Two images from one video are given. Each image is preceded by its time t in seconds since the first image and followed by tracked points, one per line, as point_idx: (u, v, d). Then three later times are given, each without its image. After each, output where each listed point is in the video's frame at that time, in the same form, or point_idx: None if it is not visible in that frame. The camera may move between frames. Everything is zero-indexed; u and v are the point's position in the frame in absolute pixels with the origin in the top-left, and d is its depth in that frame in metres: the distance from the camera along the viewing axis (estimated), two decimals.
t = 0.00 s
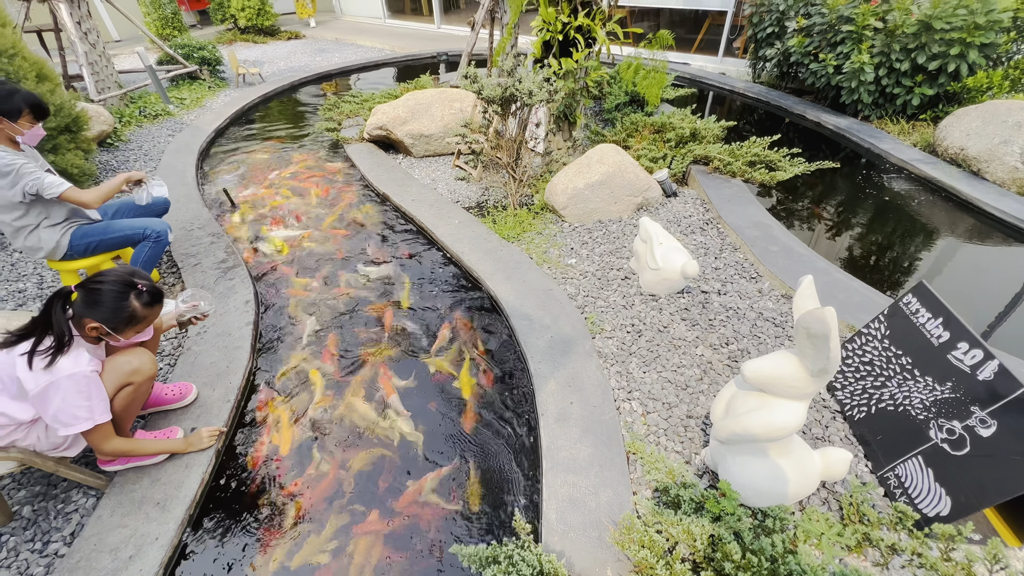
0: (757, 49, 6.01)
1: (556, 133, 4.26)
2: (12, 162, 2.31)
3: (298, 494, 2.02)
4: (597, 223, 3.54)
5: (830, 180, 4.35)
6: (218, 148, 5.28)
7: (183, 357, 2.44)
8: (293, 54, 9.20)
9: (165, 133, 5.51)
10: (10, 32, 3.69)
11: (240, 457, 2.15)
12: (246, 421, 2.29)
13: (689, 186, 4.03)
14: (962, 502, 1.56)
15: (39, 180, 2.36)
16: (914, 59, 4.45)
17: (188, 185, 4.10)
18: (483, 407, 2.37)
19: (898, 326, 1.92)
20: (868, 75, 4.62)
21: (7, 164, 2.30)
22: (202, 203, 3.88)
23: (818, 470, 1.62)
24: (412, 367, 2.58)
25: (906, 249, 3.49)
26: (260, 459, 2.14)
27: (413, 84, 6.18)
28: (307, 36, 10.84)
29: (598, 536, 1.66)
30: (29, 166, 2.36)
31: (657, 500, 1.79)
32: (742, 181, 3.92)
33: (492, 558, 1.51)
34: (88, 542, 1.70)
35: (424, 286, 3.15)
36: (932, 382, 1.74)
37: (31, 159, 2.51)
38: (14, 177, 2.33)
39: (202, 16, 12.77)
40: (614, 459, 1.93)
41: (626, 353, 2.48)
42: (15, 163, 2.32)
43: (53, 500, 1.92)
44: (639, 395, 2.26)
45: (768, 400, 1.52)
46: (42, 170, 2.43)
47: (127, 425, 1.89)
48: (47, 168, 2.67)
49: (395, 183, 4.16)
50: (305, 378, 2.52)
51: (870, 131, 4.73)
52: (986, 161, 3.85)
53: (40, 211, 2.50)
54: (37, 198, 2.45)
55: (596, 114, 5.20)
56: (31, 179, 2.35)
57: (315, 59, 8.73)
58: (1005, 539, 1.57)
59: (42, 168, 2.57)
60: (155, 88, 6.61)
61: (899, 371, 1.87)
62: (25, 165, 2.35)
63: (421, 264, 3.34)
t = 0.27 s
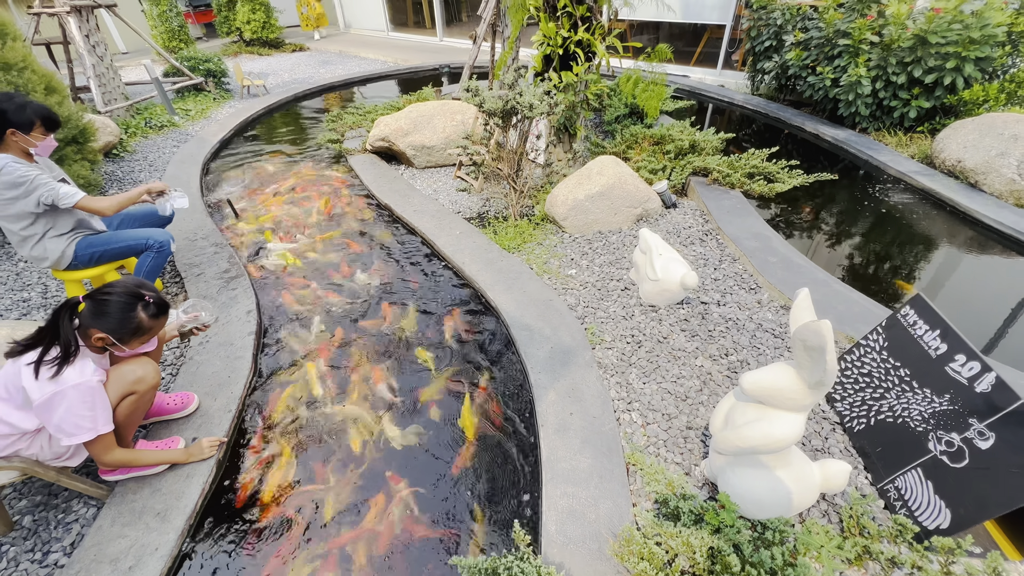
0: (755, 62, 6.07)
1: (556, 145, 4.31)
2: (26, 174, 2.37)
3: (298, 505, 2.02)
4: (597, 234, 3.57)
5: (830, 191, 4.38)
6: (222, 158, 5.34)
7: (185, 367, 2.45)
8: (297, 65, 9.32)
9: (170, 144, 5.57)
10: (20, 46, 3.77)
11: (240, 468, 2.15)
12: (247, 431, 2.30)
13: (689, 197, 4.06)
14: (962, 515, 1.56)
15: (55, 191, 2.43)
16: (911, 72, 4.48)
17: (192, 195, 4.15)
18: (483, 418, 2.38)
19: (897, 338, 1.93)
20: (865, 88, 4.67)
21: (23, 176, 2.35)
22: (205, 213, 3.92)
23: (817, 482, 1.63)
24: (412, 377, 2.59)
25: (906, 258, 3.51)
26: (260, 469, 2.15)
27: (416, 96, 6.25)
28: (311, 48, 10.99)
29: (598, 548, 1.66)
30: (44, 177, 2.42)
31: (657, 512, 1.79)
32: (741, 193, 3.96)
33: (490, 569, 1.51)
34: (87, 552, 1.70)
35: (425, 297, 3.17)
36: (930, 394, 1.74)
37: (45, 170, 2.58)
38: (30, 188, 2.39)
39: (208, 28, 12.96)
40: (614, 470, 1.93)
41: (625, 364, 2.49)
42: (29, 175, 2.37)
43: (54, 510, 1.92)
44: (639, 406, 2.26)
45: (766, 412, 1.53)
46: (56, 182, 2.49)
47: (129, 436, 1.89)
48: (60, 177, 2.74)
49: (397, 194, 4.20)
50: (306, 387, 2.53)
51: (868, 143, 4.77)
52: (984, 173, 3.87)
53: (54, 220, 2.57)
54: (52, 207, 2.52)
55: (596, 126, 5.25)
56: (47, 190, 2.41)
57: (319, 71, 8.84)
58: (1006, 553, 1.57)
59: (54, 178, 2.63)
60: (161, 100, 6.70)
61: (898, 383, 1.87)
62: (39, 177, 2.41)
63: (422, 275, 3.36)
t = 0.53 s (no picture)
0: (753, 76, 6.14)
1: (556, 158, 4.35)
2: (41, 186, 2.43)
3: (296, 516, 2.02)
4: (596, 246, 3.59)
5: (828, 203, 4.41)
6: (225, 170, 5.40)
7: (185, 378, 2.46)
8: (301, 79, 9.45)
9: (175, 156, 5.64)
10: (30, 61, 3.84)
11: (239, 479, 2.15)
12: (247, 443, 2.30)
13: (687, 210, 4.09)
14: (961, 530, 1.55)
15: (67, 202, 2.48)
16: (905, 87, 4.55)
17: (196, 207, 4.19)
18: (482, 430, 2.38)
19: (893, 351, 1.94)
20: (861, 102, 4.72)
21: (36, 188, 2.42)
22: (208, 225, 3.96)
23: (816, 495, 1.62)
24: (412, 389, 2.60)
25: (905, 270, 3.53)
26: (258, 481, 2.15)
27: (418, 110, 6.33)
28: (315, 62, 11.14)
29: (595, 562, 1.66)
30: (57, 188, 2.47)
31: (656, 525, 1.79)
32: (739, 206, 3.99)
33: None
34: (84, 564, 1.69)
35: (425, 309, 3.18)
36: (927, 407, 1.75)
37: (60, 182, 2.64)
38: (45, 199, 2.45)
39: (214, 42, 13.15)
40: (612, 483, 1.93)
41: (624, 376, 2.49)
42: (42, 187, 2.43)
43: (52, 521, 1.92)
44: (638, 418, 2.27)
45: (763, 425, 1.54)
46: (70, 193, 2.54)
47: (128, 447, 1.90)
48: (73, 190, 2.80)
49: (398, 206, 4.24)
50: (306, 398, 2.54)
51: (865, 156, 4.81)
52: (980, 187, 3.89)
53: (65, 231, 2.61)
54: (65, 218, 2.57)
55: (596, 139, 5.31)
56: (59, 200, 2.46)
57: (322, 85, 8.96)
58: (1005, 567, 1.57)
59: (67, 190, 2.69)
60: (167, 112, 6.79)
61: (895, 396, 1.88)
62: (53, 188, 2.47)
63: (422, 287, 3.38)
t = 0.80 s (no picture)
0: (750, 92, 6.22)
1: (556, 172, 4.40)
2: (53, 202, 2.48)
3: (294, 531, 2.01)
4: (596, 260, 3.62)
5: (827, 218, 4.44)
6: (229, 183, 5.46)
7: (186, 391, 2.48)
8: (305, 94, 9.59)
9: (179, 169, 5.71)
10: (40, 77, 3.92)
11: (238, 493, 2.15)
12: (246, 457, 2.31)
13: (686, 224, 4.11)
14: (960, 547, 1.55)
15: (79, 217, 2.53)
16: (901, 104, 4.61)
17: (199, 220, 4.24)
18: (481, 445, 2.38)
19: (890, 366, 1.94)
20: (857, 119, 4.78)
21: (49, 203, 2.46)
22: (211, 238, 4.00)
23: (814, 511, 1.62)
24: (412, 402, 2.61)
25: (905, 285, 3.54)
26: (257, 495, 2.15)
27: (420, 124, 6.41)
28: (319, 77, 11.31)
29: None
30: (69, 204, 2.52)
31: (654, 541, 1.79)
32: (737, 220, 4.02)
33: None
34: None
35: (425, 322, 3.20)
36: (924, 423, 1.75)
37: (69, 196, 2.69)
38: (56, 214, 2.49)
39: (220, 58, 13.38)
40: (610, 498, 1.92)
41: (623, 390, 2.50)
42: (55, 202, 2.48)
43: (49, 535, 1.92)
44: (636, 433, 2.27)
45: (760, 441, 1.54)
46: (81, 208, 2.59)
47: (127, 461, 1.91)
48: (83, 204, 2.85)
49: (399, 219, 4.28)
50: (305, 412, 2.55)
51: (862, 171, 4.85)
52: (977, 202, 3.92)
53: (72, 245, 2.65)
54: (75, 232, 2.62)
55: (595, 154, 5.37)
56: (72, 216, 2.51)
57: (326, 99, 9.08)
58: None
59: (77, 205, 2.73)
60: (172, 127, 6.89)
61: (893, 412, 1.89)
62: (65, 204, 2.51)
63: (423, 300, 3.40)
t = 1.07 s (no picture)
0: (748, 109, 6.29)
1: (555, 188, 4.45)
2: (63, 218, 2.53)
3: (289, 548, 2.00)
4: (594, 275, 3.64)
5: (825, 233, 4.47)
6: (232, 198, 5.52)
7: (184, 405, 2.48)
8: (309, 109, 9.72)
9: (183, 183, 5.77)
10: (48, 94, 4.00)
11: (234, 509, 2.15)
12: (243, 472, 2.30)
13: (684, 239, 4.14)
14: (958, 566, 1.54)
15: (89, 232, 2.59)
16: (896, 121, 4.66)
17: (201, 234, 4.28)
18: (479, 460, 2.37)
19: (887, 382, 1.95)
20: (852, 135, 4.84)
21: (59, 219, 2.51)
22: (213, 251, 4.04)
23: (812, 530, 1.62)
24: (410, 417, 2.61)
25: (903, 300, 3.56)
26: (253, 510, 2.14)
27: (421, 140, 6.49)
28: (322, 93, 11.48)
29: None
30: (79, 220, 2.57)
31: (651, 559, 1.78)
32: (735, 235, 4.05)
33: None
34: None
35: (424, 337, 3.21)
36: (921, 440, 1.75)
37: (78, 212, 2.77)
38: (66, 230, 2.54)
39: (226, 74, 13.59)
40: (607, 515, 1.92)
41: (621, 406, 2.50)
42: (65, 218, 2.53)
43: (43, 551, 1.91)
44: (634, 449, 2.26)
45: (756, 458, 1.55)
46: (89, 224, 2.65)
47: (123, 477, 1.91)
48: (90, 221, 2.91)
49: (400, 234, 4.31)
50: (304, 427, 2.55)
51: (859, 187, 4.89)
52: (972, 218, 3.94)
53: (77, 259, 2.70)
54: (83, 247, 2.67)
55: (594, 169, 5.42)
56: (82, 232, 2.58)
57: (329, 115, 9.20)
58: None
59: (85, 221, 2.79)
60: (177, 141, 6.98)
61: (890, 429, 1.89)
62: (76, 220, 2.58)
63: (422, 315, 3.42)
